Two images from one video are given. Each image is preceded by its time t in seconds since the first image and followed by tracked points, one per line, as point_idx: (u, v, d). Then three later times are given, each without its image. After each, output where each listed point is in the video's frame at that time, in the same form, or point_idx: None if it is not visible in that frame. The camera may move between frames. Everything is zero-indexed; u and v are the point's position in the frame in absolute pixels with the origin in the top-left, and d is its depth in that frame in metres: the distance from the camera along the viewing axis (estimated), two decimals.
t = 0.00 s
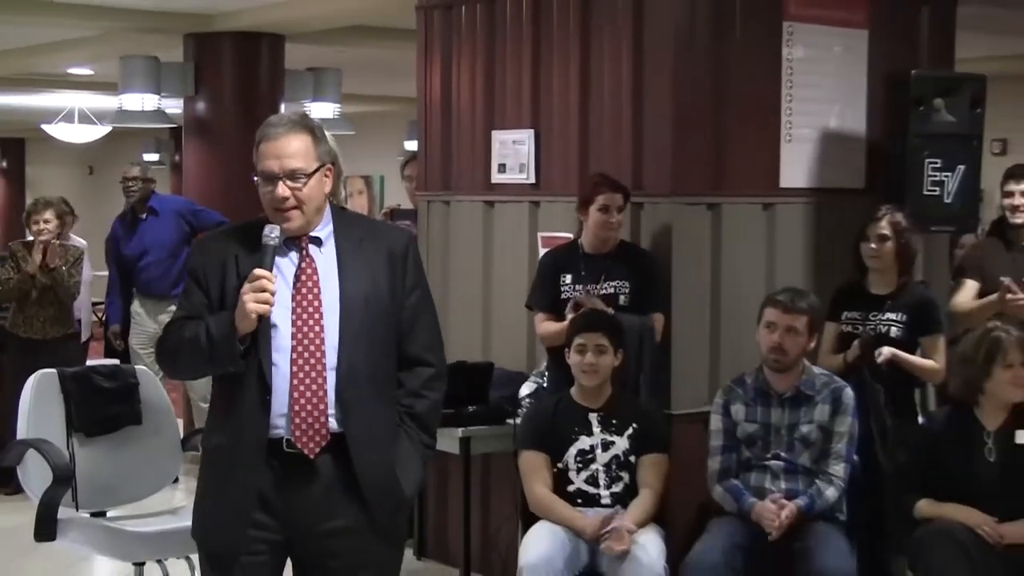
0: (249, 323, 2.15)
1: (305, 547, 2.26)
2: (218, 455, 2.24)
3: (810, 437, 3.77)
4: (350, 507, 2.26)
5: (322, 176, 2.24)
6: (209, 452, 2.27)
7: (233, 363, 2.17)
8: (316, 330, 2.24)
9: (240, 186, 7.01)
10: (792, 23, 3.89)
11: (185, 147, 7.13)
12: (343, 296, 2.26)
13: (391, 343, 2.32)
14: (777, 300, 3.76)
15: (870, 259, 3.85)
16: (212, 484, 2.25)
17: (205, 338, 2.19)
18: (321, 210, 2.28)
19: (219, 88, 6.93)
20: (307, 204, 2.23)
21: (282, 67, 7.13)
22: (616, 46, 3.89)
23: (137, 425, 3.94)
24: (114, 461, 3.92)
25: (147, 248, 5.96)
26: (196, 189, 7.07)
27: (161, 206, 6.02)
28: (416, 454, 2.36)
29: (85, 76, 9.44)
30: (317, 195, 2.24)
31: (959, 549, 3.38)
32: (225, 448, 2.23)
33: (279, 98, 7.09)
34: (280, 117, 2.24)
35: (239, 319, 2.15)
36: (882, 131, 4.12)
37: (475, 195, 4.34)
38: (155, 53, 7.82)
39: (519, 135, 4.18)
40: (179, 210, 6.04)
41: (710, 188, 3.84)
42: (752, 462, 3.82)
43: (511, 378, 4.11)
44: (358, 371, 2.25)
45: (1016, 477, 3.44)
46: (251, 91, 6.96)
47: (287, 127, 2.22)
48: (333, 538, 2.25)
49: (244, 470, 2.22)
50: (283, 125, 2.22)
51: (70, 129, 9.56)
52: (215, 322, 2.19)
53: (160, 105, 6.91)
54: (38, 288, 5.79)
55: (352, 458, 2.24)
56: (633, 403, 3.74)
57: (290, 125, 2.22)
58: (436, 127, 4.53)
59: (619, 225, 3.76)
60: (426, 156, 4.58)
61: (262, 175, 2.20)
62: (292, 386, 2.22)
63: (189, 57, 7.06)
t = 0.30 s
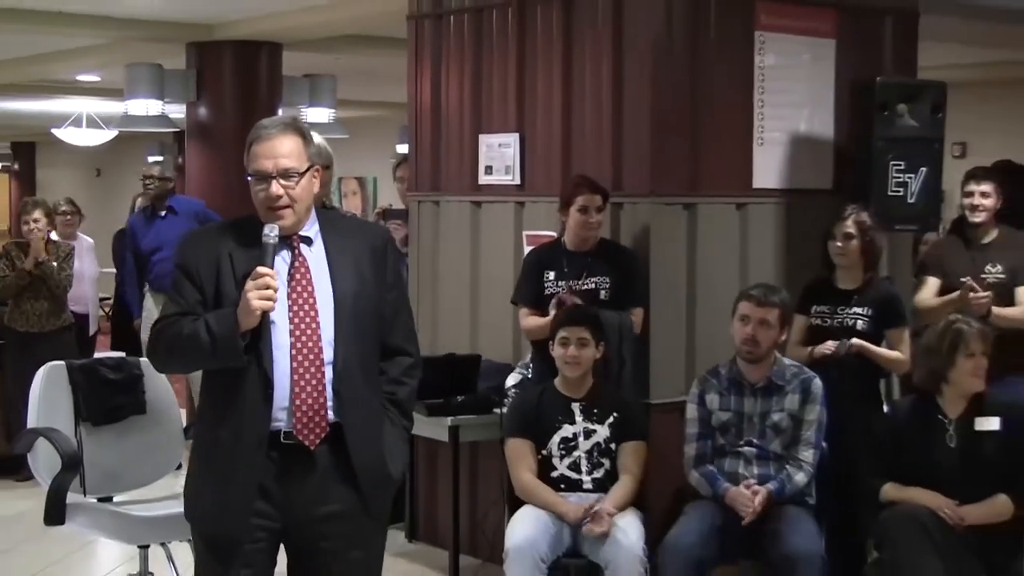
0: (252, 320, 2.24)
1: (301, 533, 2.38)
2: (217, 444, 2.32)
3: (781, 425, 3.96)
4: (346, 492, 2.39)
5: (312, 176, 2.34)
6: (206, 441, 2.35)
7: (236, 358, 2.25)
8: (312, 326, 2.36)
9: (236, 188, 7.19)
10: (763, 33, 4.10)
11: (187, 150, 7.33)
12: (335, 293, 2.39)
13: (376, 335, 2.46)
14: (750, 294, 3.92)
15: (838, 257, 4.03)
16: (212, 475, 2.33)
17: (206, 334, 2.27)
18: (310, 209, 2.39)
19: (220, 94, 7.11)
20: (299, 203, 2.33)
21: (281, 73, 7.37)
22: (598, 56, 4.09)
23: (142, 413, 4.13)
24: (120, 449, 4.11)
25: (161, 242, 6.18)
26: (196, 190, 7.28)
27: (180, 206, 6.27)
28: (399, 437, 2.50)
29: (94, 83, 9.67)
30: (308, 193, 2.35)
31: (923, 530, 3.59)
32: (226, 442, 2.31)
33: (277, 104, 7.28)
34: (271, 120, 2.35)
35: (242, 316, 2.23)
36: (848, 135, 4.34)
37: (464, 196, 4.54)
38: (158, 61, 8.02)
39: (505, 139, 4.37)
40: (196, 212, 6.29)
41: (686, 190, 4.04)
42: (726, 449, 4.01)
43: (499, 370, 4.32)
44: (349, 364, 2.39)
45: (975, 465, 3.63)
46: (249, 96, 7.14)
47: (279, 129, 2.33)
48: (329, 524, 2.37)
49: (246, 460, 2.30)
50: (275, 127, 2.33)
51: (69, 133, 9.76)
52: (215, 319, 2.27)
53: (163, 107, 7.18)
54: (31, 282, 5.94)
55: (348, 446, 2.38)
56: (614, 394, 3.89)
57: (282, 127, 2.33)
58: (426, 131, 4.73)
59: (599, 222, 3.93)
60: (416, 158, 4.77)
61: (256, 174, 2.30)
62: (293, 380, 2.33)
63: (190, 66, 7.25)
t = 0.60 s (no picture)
0: (249, 318, 2.30)
1: (294, 521, 2.44)
2: (213, 437, 2.38)
3: (758, 415, 4.15)
4: (338, 483, 2.45)
5: (298, 181, 2.40)
6: (201, 434, 2.40)
7: (234, 356, 2.31)
8: (304, 323, 2.43)
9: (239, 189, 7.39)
10: (741, 43, 4.32)
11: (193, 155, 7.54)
12: (325, 290, 2.46)
13: (363, 329, 2.53)
14: (726, 291, 4.11)
15: (811, 256, 4.24)
16: (208, 466, 2.39)
17: (204, 334, 2.32)
18: (296, 211, 2.45)
19: (223, 101, 7.31)
20: (284, 207, 2.40)
21: (283, 80, 7.52)
22: (584, 67, 4.29)
23: (150, 406, 4.33)
24: (130, 439, 4.32)
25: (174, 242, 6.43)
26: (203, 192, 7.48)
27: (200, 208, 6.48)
28: (384, 424, 2.56)
29: (105, 91, 9.93)
30: (293, 197, 2.41)
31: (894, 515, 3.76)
32: (224, 439, 2.37)
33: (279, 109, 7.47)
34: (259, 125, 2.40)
35: (239, 315, 2.29)
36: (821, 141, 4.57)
37: (457, 198, 4.74)
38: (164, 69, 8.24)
39: (496, 143, 4.57)
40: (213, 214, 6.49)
41: (667, 192, 4.24)
42: (707, 438, 4.19)
43: (491, 364, 4.52)
44: (340, 358, 2.45)
45: (943, 452, 3.84)
46: (252, 102, 7.33)
47: (266, 134, 2.38)
48: (320, 511, 2.43)
49: (240, 452, 2.36)
50: (263, 133, 2.38)
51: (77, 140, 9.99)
52: (212, 319, 2.33)
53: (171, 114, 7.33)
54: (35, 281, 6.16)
55: (338, 437, 2.44)
56: (600, 386, 4.07)
57: (269, 133, 2.38)
58: (421, 136, 4.93)
59: (584, 224, 4.12)
60: (411, 161, 4.98)
61: (242, 179, 2.35)
62: (286, 376, 2.40)
63: (197, 75, 7.45)
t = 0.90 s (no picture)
0: (234, 314, 2.44)
1: (280, 512, 2.59)
2: (203, 429, 2.53)
3: (743, 411, 4.33)
4: (319, 477, 2.59)
5: (282, 183, 2.54)
6: (193, 427, 2.56)
7: (220, 350, 2.46)
8: (287, 321, 2.56)
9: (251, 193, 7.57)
10: (726, 55, 4.54)
11: (205, 161, 7.74)
12: (309, 290, 2.59)
13: (347, 330, 2.66)
14: (714, 292, 4.27)
15: (794, 258, 4.45)
16: (199, 457, 2.54)
17: (192, 329, 2.47)
18: (280, 214, 2.59)
19: (233, 111, 7.34)
20: (268, 208, 2.54)
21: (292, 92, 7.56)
22: (576, 78, 4.48)
23: (162, 401, 4.55)
24: (144, 432, 4.55)
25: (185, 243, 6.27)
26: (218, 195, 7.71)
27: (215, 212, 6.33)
28: (369, 423, 2.69)
29: (120, 102, 10.17)
30: (276, 199, 2.55)
31: (871, 503, 3.88)
32: (211, 428, 2.52)
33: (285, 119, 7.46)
34: (246, 133, 2.56)
35: (224, 310, 2.43)
36: (802, 149, 4.82)
37: (457, 204, 4.96)
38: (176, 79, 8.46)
39: (493, 150, 4.79)
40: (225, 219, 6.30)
41: (656, 198, 4.44)
42: (694, 431, 4.38)
43: (489, 362, 4.72)
44: (322, 356, 2.58)
45: (919, 445, 3.99)
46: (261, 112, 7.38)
47: (252, 140, 2.53)
48: (302, 504, 2.58)
49: (226, 445, 2.51)
50: (249, 138, 2.54)
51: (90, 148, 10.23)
52: (200, 314, 2.47)
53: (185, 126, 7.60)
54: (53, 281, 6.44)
55: (319, 431, 2.57)
56: (591, 381, 4.27)
57: (255, 139, 2.54)
58: (421, 144, 5.16)
59: (576, 228, 4.33)
60: (413, 169, 5.21)
61: (228, 181, 2.50)
62: (269, 371, 2.54)
63: (208, 86, 7.52)
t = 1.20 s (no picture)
0: (218, 312, 2.61)
1: (270, 505, 2.73)
2: (195, 426, 2.69)
3: (732, 406, 4.47)
4: (304, 473, 2.72)
5: (273, 188, 2.69)
6: (190, 425, 2.73)
7: (206, 344, 2.63)
8: (272, 321, 2.69)
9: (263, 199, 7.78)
10: (716, 67, 4.78)
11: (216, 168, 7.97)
12: (297, 294, 2.72)
13: (335, 334, 2.79)
14: (704, 292, 4.38)
15: (782, 260, 4.68)
16: (193, 453, 2.70)
17: (181, 325, 2.64)
18: (273, 218, 2.73)
19: (247, 122, 7.56)
20: (258, 211, 2.68)
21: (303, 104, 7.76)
22: (572, 89, 4.70)
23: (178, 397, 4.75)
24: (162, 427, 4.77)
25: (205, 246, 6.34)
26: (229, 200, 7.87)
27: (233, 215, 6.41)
28: (358, 424, 2.80)
29: (136, 112, 10.44)
30: (268, 203, 2.69)
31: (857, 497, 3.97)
32: (201, 422, 2.68)
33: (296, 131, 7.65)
34: (244, 141, 2.72)
35: (210, 307, 2.60)
36: (788, 157, 5.08)
37: (458, 209, 5.19)
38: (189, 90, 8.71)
39: (492, 157, 5.03)
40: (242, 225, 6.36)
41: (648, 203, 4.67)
42: (686, 426, 4.53)
43: (489, 360, 4.94)
44: (306, 356, 2.71)
45: (897, 438, 4.14)
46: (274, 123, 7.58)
47: (248, 147, 2.69)
48: (289, 499, 2.72)
49: (215, 442, 2.67)
50: (245, 145, 2.69)
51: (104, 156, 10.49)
52: (190, 311, 2.65)
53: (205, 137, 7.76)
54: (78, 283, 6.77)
55: (302, 429, 2.70)
56: (586, 377, 4.47)
57: (251, 146, 2.69)
58: (425, 152, 5.40)
59: (573, 232, 4.53)
60: (418, 176, 5.45)
61: (222, 184, 2.66)
62: (253, 369, 2.67)
63: (223, 98, 7.69)
